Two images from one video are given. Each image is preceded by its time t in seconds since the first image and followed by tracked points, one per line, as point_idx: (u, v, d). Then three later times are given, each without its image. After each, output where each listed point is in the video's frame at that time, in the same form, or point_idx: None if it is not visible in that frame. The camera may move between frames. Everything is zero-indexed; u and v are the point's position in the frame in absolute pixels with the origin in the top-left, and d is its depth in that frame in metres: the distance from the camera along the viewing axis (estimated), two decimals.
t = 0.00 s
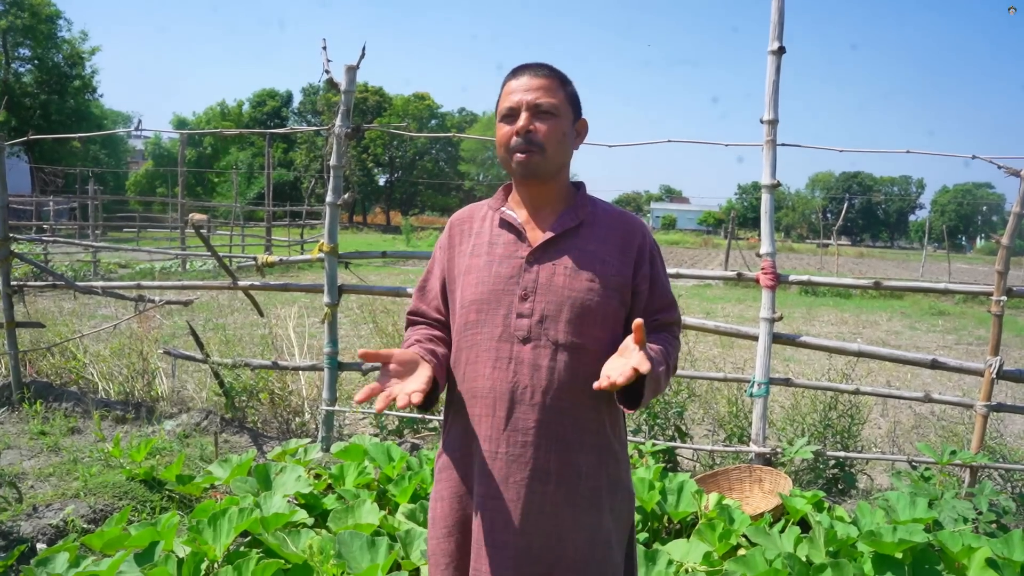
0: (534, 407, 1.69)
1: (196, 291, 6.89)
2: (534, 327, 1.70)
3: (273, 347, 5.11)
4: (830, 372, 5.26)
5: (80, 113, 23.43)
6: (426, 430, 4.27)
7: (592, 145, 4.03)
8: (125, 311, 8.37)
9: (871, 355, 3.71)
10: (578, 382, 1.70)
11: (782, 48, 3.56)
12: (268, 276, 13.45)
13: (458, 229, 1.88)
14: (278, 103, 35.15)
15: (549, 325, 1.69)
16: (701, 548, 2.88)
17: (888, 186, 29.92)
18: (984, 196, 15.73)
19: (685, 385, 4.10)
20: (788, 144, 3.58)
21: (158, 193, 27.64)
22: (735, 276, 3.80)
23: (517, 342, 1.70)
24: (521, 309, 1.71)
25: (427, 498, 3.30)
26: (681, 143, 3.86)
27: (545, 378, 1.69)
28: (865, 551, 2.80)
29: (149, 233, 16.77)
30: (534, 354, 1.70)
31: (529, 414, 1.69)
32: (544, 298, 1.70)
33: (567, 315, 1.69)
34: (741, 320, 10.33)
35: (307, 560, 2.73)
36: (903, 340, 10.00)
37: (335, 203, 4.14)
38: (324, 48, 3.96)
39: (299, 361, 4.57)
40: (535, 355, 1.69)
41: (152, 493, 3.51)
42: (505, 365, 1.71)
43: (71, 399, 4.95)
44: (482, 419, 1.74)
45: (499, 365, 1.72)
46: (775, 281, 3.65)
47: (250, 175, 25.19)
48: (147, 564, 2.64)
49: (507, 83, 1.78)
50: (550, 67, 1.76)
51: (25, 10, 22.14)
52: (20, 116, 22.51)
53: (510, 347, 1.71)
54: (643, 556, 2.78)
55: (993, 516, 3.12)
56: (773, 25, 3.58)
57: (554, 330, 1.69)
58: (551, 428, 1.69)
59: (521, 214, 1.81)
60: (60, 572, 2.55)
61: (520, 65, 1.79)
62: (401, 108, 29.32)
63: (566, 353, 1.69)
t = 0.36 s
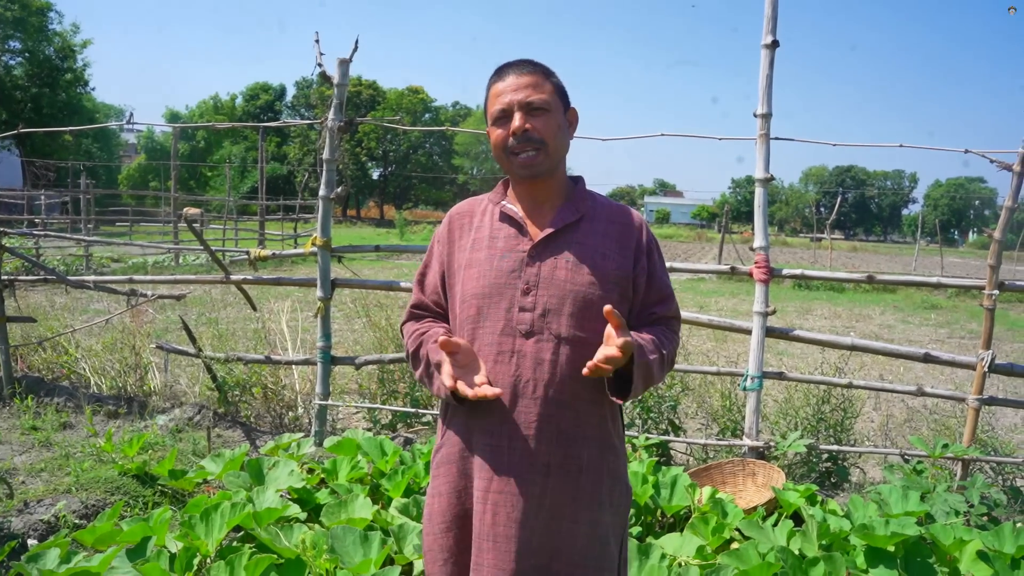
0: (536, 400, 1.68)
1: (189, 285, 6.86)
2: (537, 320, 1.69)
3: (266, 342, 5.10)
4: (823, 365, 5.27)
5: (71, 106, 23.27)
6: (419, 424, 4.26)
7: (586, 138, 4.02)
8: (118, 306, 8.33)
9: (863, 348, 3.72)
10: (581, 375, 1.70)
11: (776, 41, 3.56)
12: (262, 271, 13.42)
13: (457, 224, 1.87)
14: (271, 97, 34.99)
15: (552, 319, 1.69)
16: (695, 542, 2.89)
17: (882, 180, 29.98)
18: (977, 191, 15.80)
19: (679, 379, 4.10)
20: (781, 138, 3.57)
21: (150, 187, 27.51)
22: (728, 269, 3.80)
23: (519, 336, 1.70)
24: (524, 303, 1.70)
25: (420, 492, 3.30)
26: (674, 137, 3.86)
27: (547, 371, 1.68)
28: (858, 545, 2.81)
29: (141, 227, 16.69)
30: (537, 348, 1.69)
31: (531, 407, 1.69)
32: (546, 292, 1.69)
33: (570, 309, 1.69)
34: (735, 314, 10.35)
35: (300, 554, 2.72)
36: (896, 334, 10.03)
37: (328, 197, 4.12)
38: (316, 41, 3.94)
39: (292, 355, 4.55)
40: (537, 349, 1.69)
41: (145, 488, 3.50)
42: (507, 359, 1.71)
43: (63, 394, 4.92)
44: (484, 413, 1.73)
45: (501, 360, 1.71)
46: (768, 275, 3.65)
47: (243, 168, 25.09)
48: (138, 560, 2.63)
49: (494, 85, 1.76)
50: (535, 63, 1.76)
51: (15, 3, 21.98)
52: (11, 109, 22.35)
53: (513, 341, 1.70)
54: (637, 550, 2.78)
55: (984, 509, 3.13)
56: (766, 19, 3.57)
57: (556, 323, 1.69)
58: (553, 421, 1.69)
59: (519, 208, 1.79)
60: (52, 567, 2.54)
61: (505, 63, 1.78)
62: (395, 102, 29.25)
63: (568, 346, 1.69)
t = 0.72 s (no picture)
0: (534, 397, 1.68)
1: (183, 281, 6.85)
2: (536, 317, 1.69)
3: (260, 337, 5.08)
4: (817, 361, 5.28)
5: (65, 101, 23.16)
6: (413, 419, 4.26)
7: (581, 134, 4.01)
8: (111, 301, 8.30)
9: (857, 344, 3.72)
10: (579, 372, 1.69)
11: (770, 37, 3.55)
12: (256, 266, 13.40)
13: (454, 218, 1.86)
14: (265, 92, 34.86)
15: (551, 315, 1.68)
16: (689, 538, 2.89)
17: (876, 176, 30.05)
18: (971, 187, 15.85)
19: (673, 375, 4.10)
20: (776, 133, 3.57)
21: (144, 182, 27.42)
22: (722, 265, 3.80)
23: (518, 333, 1.69)
24: (523, 299, 1.69)
25: (414, 488, 3.30)
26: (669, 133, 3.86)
27: (546, 367, 1.68)
28: (852, 541, 2.81)
29: (135, 223, 16.64)
30: (535, 344, 1.69)
31: (530, 403, 1.68)
32: (546, 288, 1.69)
33: (569, 306, 1.68)
34: (729, 310, 10.37)
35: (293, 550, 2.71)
36: (889, 330, 10.06)
37: (322, 192, 4.11)
38: (310, 36, 3.92)
39: (286, 351, 4.54)
40: (536, 346, 1.69)
41: (138, 483, 3.49)
42: (506, 356, 1.70)
43: (56, 390, 4.90)
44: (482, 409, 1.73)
45: (499, 355, 1.70)
46: (763, 271, 3.65)
47: (237, 163, 25.02)
48: (130, 556, 2.62)
49: (496, 79, 1.75)
50: (537, 58, 1.75)
51: None
52: (4, 103, 22.22)
53: (511, 337, 1.70)
54: (631, 546, 2.78)
55: (977, 505, 3.14)
56: (761, 14, 3.57)
57: (555, 320, 1.68)
58: (550, 418, 1.69)
59: (519, 204, 1.78)
60: (43, 564, 2.53)
61: (506, 58, 1.77)
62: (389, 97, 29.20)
63: (566, 343, 1.68)
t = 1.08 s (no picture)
0: (506, 398, 1.66)
1: (171, 286, 6.82)
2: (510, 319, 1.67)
3: (249, 342, 5.06)
4: (806, 364, 5.30)
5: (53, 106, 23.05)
6: (403, 424, 4.25)
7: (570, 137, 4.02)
8: (99, 307, 8.25)
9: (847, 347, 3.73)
10: (554, 375, 1.66)
11: (759, 41, 3.57)
12: (246, 270, 13.36)
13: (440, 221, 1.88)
14: (255, 96, 34.78)
15: (525, 318, 1.67)
16: (679, 542, 2.89)
17: (864, 180, 30.26)
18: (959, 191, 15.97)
19: (664, 378, 4.10)
20: (765, 137, 3.58)
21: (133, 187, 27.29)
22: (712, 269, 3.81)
23: (493, 333, 1.68)
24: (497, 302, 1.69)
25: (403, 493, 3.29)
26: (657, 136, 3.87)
27: (519, 369, 1.66)
28: (842, 544, 2.82)
29: (124, 227, 16.56)
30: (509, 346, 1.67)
31: (501, 404, 1.66)
32: (520, 292, 1.68)
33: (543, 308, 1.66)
34: (719, 313, 10.40)
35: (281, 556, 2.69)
36: (878, 332, 10.11)
37: (311, 196, 4.10)
38: (299, 39, 3.92)
39: (276, 355, 4.52)
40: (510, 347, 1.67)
41: (126, 489, 3.47)
42: (481, 356, 1.69)
43: (43, 396, 4.86)
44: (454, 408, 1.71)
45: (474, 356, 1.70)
46: (752, 274, 3.66)
47: (226, 168, 24.96)
48: (118, 563, 2.60)
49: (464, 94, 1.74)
50: (502, 69, 1.72)
51: None
52: None
53: (487, 337, 1.69)
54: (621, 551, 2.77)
55: (967, 507, 3.16)
56: (749, 18, 3.58)
57: (529, 321, 1.67)
58: (522, 421, 1.66)
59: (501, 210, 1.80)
60: (29, 571, 2.51)
61: (474, 70, 1.75)
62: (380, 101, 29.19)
63: (541, 345, 1.66)
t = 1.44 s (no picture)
0: (506, 398, 1.66)
1: (171, 285, 6.81)
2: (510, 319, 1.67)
3: (249, 341, 5.06)
4: (806, 363, 5.30)
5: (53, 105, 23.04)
6: (403, 424, 4.25)
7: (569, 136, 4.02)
8: (98, 306, 8.25)
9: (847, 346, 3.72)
10: (554, 373, 1.66)
11: (759, 39, 3.57)
12: (245, 270, 13.36)
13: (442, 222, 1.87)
14: (254, 95, 34.77)
15: (524, 317, 1.67)
16: (679, 541, 2.90)
17: (864, 178, 30.27)
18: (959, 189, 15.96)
19: (664, 377, 4.10)
20: (764, 136, 3.58)
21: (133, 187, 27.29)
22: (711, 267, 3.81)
23: (492, 332, 1.68)
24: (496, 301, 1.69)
25: (403, 492, 3.29)
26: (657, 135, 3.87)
27: (519, 367, 1.66)
28: (843, 543, 2.82)
29: (123, 226, 16.54)
30: (508, 345, 1.67)
31: (501, 404, 1.66)
32: (520, 291, 1.68)
33: (543, 307, 1.66)
34: (718, 312, 10.40)
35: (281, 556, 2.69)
36: (878, 331, 10.11)
37: (310, 195, 4.09)
38: (298, 39, 3.92)
39: (275, 355, 4.53)
40: (509, 346, 1.67)
41: (126, 489, 3.47)
42: (479, 356, 1.69)
43: (43, 395, 4.86)
44: (454, 408, 1.71)
45: (474, 356, 1.69)
46: (752, 273, 3.66)
47: (225, 167, 24.96)
48: (118, 563, 2.61)
49: (463, 95, 1.74)
50: (501, 68, 1.72)
51: None
52: None
53: (486, 336, 1.69)
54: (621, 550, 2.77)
55: (966, 506, 3.16)
56: (749, 17, 3.58)
57: (528, 321, 1.66)
58: (524, 420, 1.66)
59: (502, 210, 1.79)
60: (30, 571, 2.51)
61: (471, 70, 1.75)
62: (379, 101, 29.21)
63: (540, 344, 1.66)
